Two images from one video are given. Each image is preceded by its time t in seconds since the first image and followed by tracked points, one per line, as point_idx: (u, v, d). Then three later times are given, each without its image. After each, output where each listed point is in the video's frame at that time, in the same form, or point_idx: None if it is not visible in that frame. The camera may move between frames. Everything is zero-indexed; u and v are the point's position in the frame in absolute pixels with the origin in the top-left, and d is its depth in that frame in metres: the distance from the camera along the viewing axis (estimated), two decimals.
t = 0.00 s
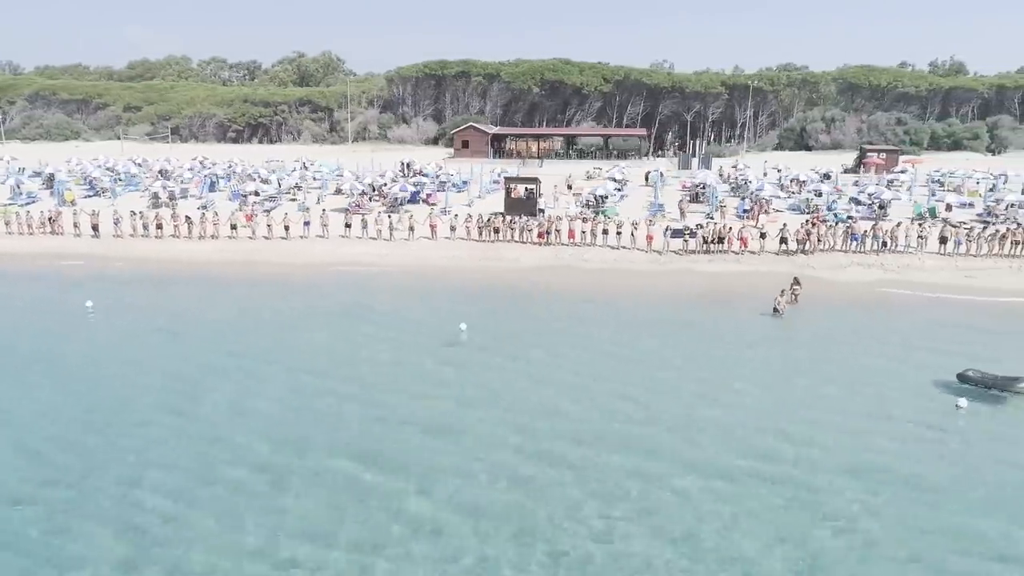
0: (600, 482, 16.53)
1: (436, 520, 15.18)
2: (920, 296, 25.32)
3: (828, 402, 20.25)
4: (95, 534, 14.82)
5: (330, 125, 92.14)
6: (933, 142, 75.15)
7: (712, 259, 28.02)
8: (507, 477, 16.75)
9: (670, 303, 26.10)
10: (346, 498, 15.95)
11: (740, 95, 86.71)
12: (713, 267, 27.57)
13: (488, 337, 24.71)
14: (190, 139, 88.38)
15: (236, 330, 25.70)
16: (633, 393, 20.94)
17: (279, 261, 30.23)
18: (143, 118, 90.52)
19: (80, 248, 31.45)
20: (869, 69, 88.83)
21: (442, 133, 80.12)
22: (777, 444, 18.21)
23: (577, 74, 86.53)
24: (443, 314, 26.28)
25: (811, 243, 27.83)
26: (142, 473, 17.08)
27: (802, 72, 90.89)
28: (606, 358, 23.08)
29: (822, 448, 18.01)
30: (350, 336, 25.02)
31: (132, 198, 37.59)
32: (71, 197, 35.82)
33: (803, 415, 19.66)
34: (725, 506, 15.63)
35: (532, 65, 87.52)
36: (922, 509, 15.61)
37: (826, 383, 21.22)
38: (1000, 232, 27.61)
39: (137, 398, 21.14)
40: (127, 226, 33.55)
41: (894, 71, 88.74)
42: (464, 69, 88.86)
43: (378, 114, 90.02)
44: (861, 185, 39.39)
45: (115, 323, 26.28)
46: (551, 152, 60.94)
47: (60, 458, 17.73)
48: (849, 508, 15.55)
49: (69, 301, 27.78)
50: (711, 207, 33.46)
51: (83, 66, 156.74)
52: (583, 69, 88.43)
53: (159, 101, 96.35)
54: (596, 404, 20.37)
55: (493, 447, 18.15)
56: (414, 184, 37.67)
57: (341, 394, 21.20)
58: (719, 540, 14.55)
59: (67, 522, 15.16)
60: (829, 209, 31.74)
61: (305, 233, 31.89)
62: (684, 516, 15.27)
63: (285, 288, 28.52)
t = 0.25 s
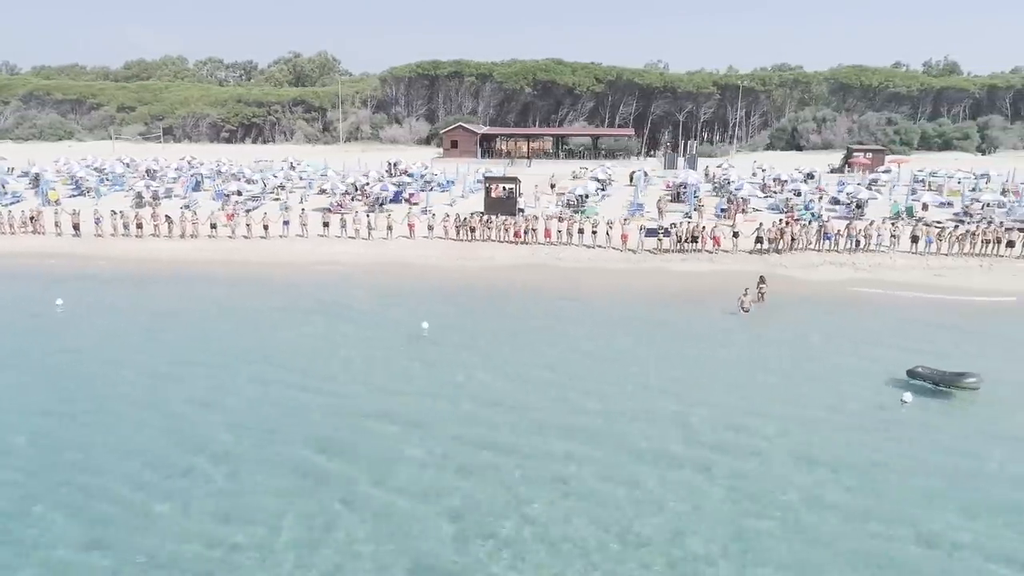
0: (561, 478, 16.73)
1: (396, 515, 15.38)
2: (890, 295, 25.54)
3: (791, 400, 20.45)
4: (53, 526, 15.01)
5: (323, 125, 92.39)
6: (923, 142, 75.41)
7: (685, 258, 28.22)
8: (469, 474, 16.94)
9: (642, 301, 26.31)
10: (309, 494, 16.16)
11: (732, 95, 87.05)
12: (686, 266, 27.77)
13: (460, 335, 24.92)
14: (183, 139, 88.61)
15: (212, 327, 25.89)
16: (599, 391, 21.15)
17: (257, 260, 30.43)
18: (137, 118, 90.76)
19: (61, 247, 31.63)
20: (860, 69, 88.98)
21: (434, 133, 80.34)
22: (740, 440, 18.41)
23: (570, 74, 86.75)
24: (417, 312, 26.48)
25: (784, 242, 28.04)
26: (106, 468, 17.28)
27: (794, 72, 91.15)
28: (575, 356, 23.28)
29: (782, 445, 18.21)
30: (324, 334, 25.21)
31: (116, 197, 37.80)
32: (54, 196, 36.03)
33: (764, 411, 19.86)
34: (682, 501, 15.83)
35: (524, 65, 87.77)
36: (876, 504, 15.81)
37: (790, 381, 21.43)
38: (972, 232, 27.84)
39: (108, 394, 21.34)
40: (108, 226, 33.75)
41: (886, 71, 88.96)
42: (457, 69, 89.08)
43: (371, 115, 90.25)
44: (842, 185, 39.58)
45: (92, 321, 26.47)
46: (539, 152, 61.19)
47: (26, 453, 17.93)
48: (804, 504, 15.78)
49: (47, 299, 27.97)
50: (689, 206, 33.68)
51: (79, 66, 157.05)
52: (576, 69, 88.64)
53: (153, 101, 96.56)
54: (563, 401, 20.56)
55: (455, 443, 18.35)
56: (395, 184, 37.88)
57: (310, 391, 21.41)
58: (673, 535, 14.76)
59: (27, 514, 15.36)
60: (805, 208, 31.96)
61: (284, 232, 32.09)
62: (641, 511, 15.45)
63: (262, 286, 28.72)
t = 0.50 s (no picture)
0: (519, 474, 16.89)
1: (352, 511, 15.52)
2: (859, 294, 25.71)
3: (753, 396, 20.63)
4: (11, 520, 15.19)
5: (316, 125, 92.61)
6: (913, 142, 75.74)
7: (658, 257, 28.41)
8: (428, 470, 17.09)
9: (614, 300, 26.49)
10: (268, 490, 16.30)
11: (723, 95, 87.47)
12: (659, 265, 27.96)
13: (432, 333, 25.11)
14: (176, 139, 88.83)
15: (186, 325, 26.06)
16: (564, 388, 21.34)
17: (235, 259, 30.61)
18: (130, 118, 90.96)
19: (41, 246, 31.82)
20: (851, 69, 89.21)
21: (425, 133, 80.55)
22: (699, 437, 18.56)
23: (562, 74, 86.98)
24: (390, 311, 26.67)
25: (756, 241, 28.22)
26: (69, 463, 17.45)
27: (786, 72, 91.43)
28: (543, 353, 23.46)
29: (742, 441, 18.36)
30: (297, 332, 25.39)
31: (99, 197, 37.99)
32: (37, 196, 36.23)
33: (725, 408, 20.04)
34: (637, 497, 15.97)
35: (516, 65, 87.98)
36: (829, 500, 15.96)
37: (754, 378, 21.62)
38: (943, 231, 28.04)
39: (77, 391, 21.51)
40: (89, 225, 33.94)
41: (877, 71, 89.22)
42: (449, 69, 89.28)
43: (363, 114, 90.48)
44: (822, 185, 39.78)
45: (68, 319, 26.65)
46: (528, 152, 61.42)
47: None
48: (758, 500, 15.92)
49: (24, 297, 28.14)
50: (666, 206, 33.86)
51: (76, 65, 157.37)
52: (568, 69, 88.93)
53: (147, 101, 96.74)
54: (528, 398, 20.72)
55: (416, 439, 18.54)
56: (377, 184, 38.07)
57: (278, 389, 21.59)
58: (625, 529, 14.90)
59: None
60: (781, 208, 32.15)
61: (263, 231, 32.28)
62: (595, 506, 15.60)
63: (238, 285, 28.90)
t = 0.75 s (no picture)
0: (477, 468, 16.98)
1: (308, 504, 15.60)
2: (828, 293, 25.87)
3: (714, 392, 20.78)
4: None
5: (309, 125, 92.81)
6: (904, 142, 76.10)
7: (630, 256, 28.59)
8: (388, 463, 17.19)
9: (585, 298, 26.65)
10: (226, 484, 16.39)
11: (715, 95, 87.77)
12: (630, 264, 28.13)
13: (402, 330, 25.26)
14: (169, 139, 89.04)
15: (159, 322, 26.22)
16: (528, 385, 21.47)
17: (212, 258, 30.79)
18: (123, 118, 91.17)
19: (21, 245, 32.00)
20: (842, 69, 89.43)
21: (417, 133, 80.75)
22: (660, 431, 18.65)
23: (553, 74, 87.21)
24: (361, 309, 26.83)
25: (728, 241, 28.37)
26: (30, 459, 17.59)
27: (778, 72, 91.67)
28: (511, 351, 23.62)
29: (702, 436, 18.45)
30: (268, 330, 25.55)
31: (82, 196, 38.18)
32: (19, 195, 36.42)
33: (686, 403, 20.18)
34: (592, 489, 16.05)
35: (508, 65, 88.23)
36: (784, 491, 16.03)
37: (717, 375, 21.76)
38: (913, 230, 28.23)
39: (46, 386, 21.65)
40: (69, 225, 34.12)
41: (869, 71, 89.45)
42: (441, 69, 89.54)
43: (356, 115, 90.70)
44: (801, 185, 39.98)
45: (45, 316, 26.81)
46: (515, 152, 61.62)
47: None
48: (713, 491, 16.00)
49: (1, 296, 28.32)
50: (643, 205, 34.04)
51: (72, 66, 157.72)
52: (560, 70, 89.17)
53: (140, 101, 96.97)
54: (493, 395, 20.84)
55: (377, 433, 18.67)
56: (357, 184, 38.25)
57: (245, 386, 21.72)
58: (578, 520, 14.97)
59: None
60: (756, 207, 32.32)
61: (241, 231, 32.46)
62: (549, 498, 15.70)
63: (214, 283, 29.06)
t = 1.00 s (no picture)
0: (431, 464, 17.07)
1: (259, 500, 15.69)
2: (796, 292, 26.04)
3: (674, 388, 20.95)
4: None
5: (301, 125, 93.06)
6: (893, 142, 76.32)
7: (601, 255, 28.77)
8: (342, 459, 17.28)
9: (554, 297, 26.83)
10: (179, 479, 16.53)
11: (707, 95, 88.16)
12: (602, 263, 28.32)
13: (372, 328, 25.43)
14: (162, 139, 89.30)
15: (131, 320, 26.40)
16: (491, 381, 21.64)
17: (188, 257, 30.97)
18: (116, 118, 91.42)
19: None
20: (833, 69, 89.57)
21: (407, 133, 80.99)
22: (617, 427, 18.75)
23: (545, 75, 87.47)
24: (333, 307, 27.01)
25: (699, 240, 28.55)
26: None
27: (769, 73, 91.90)
28: (477, 349, 23.80)
29: (656, 432, 18.59)
30: (239, 327, 25.73)
31: (64, 196, 38.38)
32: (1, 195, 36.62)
33: (644, 399, 20.35)
34: (543, 484, 16.14)
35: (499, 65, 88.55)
36: (733, 486, 16.12)
37: (678, 372, 21.94)
38: (883, 229, 28.39)
39: (12, 383, 21.82)
40: (49, 224, 34.32)
41: (860, 71, 89.66)
42: (433, 69, 89.81)
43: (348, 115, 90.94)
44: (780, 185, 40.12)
45: (18, 312, 26.98)
46: (503, 151, 61.90)
47: None
48: (662, 485, 16.08)
49: None
50: (618, 205, 34.19)
51: (69, 65, 158.03)
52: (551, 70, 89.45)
53: (134, 101, 97.24)
54: (456, 392, 20.95)
55: (334, 429, 18.83)
56: (337, 184, 38.44)
57: (210, 383, 21.89)
58: (524, 515, 15.06)
59: None
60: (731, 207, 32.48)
61: (218, 230, 32.65)
62: (497, 492, 15.86)
63: (189, 281, 29.23)
